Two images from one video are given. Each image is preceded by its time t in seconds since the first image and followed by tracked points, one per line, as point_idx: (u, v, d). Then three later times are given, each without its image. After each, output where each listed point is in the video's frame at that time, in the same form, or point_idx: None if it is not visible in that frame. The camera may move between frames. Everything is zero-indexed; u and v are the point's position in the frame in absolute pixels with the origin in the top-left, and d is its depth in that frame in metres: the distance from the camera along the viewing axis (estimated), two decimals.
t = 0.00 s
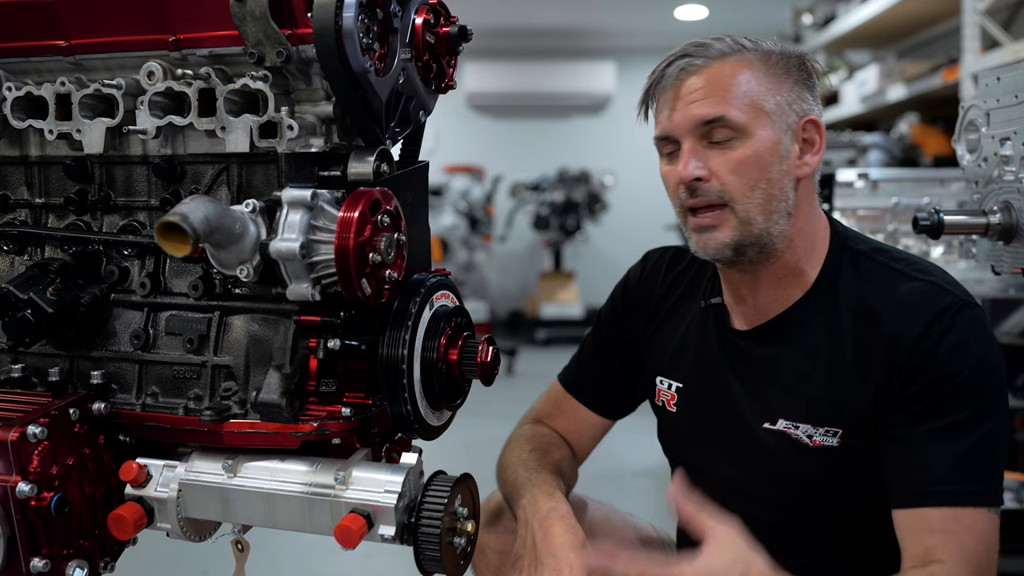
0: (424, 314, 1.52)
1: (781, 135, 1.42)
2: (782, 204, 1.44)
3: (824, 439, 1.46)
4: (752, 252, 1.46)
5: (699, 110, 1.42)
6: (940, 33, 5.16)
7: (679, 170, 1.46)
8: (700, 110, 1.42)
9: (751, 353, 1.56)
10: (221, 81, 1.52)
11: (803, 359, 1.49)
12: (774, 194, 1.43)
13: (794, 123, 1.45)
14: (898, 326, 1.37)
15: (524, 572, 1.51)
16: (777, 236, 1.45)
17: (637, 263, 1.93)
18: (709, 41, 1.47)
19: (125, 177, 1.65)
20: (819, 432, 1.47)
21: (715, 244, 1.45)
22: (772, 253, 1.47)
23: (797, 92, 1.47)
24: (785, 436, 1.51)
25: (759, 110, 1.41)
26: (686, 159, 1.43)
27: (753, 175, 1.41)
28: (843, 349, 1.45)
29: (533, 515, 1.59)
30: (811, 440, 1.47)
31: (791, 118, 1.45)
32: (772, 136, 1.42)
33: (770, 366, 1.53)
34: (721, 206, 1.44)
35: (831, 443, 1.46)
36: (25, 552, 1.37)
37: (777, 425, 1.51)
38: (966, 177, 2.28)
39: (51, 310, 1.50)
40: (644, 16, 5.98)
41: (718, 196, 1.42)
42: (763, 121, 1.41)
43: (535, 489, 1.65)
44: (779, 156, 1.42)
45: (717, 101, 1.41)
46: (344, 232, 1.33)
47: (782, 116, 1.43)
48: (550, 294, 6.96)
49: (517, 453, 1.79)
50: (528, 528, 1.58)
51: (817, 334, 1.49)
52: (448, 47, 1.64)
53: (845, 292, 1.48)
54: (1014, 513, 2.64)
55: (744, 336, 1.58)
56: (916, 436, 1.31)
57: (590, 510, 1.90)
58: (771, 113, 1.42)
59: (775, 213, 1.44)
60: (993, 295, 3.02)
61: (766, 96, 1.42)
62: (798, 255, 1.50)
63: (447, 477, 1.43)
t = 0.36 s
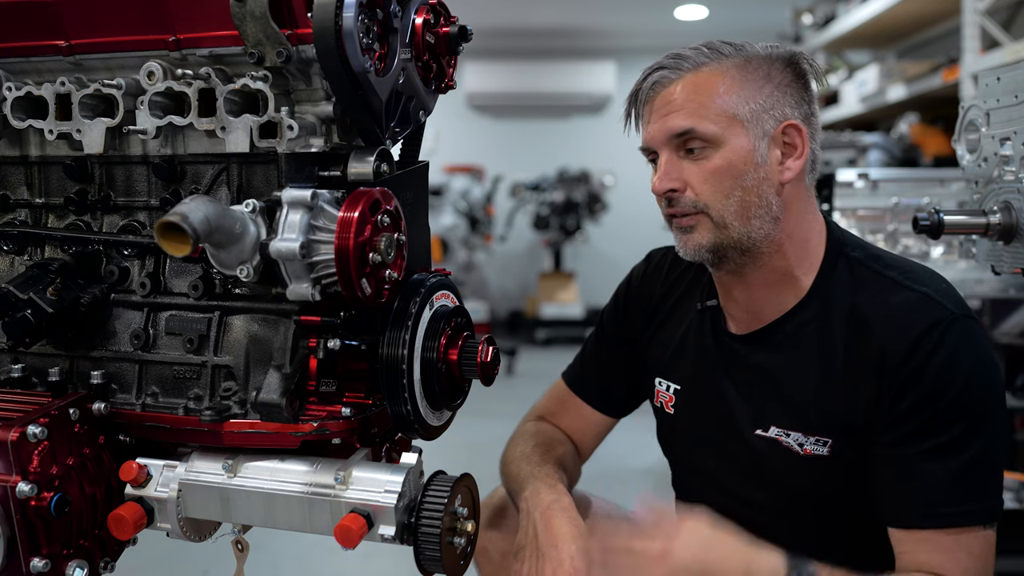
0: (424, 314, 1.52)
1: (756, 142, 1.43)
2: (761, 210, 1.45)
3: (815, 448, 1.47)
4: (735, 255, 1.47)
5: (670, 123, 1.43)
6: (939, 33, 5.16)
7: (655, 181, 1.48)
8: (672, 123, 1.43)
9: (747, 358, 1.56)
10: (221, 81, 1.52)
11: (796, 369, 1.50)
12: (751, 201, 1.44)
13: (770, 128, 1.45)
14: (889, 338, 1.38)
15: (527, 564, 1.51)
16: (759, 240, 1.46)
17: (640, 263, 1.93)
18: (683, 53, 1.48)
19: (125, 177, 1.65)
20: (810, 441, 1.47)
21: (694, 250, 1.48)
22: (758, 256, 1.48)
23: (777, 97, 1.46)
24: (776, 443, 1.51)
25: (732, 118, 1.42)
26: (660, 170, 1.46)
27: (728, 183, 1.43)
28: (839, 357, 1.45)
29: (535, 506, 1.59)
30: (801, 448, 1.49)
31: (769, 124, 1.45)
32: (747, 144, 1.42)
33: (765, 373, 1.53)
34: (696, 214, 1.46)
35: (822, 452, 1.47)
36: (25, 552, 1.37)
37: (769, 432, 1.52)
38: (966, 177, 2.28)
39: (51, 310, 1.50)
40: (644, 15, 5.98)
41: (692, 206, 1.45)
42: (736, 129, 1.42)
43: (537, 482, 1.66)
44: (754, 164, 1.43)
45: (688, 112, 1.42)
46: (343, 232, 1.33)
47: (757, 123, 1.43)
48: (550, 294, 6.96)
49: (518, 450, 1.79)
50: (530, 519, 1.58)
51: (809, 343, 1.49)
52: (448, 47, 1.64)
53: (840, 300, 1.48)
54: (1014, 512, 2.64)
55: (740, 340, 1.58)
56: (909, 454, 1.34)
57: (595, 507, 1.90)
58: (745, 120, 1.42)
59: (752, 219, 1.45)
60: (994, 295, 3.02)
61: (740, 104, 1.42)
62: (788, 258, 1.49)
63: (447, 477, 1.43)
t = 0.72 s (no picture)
0: (424, 314, 1.52)
1: (752, 141, 1.43)
2: (757, 208, 1.46)
3: (819, 443, 1.48)
4: (733, 253, 1.48)
5: (669, 121, 1.45)
6: (939, 33, 5.16)
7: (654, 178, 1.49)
8: (670, 120, 1.44)
9: (749, 355, 1.57)
10: (221, 81, 1.52)
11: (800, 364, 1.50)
12: (748, 200, 1.45)
13: (768, 127, 1.45)
14: (892, 331, 1.38)
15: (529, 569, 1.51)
16: (757, 238, 1.47)
17: (638, 264, 1.93)
18: (683, 53, 1.49)
19: (125, 177, 1.65)
20: (815, 435, 1.48)
21: (691, 247, 1.49)
22: (757, 254, 1.49)
23: (775, 95, 1.46)
24: (780, 439, 1.52)
25: (729, 116, 1.43)
26: (657, 168, 1.47)
27: (724, 181, 1.44)
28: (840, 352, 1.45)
29: (535, 511, 1.58)
30: (806, 443, 1.49)
31: (766, 123, 1.45)
32: (743, 142, 1.43)
33: (767, 371, 1.54)
34: (693, 212, 1.47)
35: (826, 447, 1.48)
36: (25, 552, 1.37)
37: (774, 428, 1.53)
38: (966, 177, 2.28)
39: (51, 310, 1.50)
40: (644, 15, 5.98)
41: (689, 203, 1.46)
42: (733, 128, 1.43)
43: (536, 486, 1.65)
44: (750, 162, 1.43)
45: (685, 111, 1.44)
46: (344, 232, 1.33)
47: (755, 121, 1.44)
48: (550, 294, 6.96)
49: (517, 452, 1.78)
50: (530, 525, 1.57)
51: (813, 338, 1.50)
52: (448, 47, 1.64)
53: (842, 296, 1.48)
54: (1013, 512, 2.64)
55: (743, 338, 1.58)
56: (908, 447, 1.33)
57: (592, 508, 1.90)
58: (742, 118, 1.43)
59: (749, 217, 1.46)
60: (993, 295, 3.03)
61: (737, 103, 1.43)
62: (789, 255, 1.50)
63: (447, 477, 1.43)
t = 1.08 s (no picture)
0: (424, 314, 1.52)
1: (747, 140, 1.44)
2: (754, 207, 1.46)
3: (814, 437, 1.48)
4: (731, 252, 1.49)
5: (663, 124, 1.45)
6: (939, 33, 5.16)
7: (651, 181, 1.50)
8: (664, 122, 1.45)
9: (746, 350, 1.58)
10: (221, 81, 1.52)
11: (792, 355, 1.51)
12: (744, 199, 1.45)
13: (762, 125, 1.45)
14: (883, 320, 1.40)
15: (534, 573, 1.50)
16: (753, 236, 1.48)
17: (638, 264, 1.93)
18: (676, 55, 1.50)
19: (125, 177, 1.65)
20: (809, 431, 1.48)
21: (689, 248, 1.50)
22: (755, 251, 1.52)
23: (769, 94, 1.46)
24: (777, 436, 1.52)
25: (722, 117, 1.43)
26: (654, 171, 1.48)
27: (720, 181, 1.44)
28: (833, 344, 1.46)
29: (539, 514, 1.58)
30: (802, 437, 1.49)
31: (760, 121, 1.45)
32: (737, 142, 1.43)
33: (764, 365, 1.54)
34: (690, 214, 1.48)
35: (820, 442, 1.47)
36: (25, 553, 1.37)
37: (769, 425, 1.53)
38: (966, 177, 2.28)
39: (51, 310, 1.50)
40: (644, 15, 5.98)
41: (686, 205, 1.46)
42: (727, 128, 1.43)
43: (540, 488, 1.65)
44: (745, 161, 1.44)
45: (679, 113, 1.44)
46: (344, 232, 1.33)
47: (748, 120, 1.44)
48: (550, 294, 6.96)
49: (519, 455, 1.78)
50: (534, 529, 1.57)
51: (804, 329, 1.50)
52: (448, 47, 1.64)
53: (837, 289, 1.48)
54: (1013, 512, 2.64)
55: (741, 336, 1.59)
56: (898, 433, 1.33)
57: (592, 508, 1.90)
58: (735, 118, 1.43)
59: (745, 216, 1.47)
60: (994, 295, 3.03)
61: (730, 103, 1.43)
62: (786, 253, 1.53)
63: (447, 477, 1.43)
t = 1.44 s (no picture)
0: (424, 314, 1.52)
1: (722, 151, 1.43)
2: (736, 217, 1.46)
3: (811, 446, 1.48)
4: (722, 264, 1.49)
5: (636, 143, 1.45)
6: (939, 33, 5.16)
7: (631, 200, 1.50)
8: (637, 142, 1.45)
9: (743, 358, 1.57)
10: (221, 81, 1.52)
11: (791, 367, 1.50)
12: (725, 210, 1.45)
13: (737, 135, 1.44)
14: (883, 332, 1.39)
15: (535, 560, 1.50)
16: (740, 246, 1.47)
17: (639, 266, 1.93)
18: (645, 72, 1.49)
19: (125, 177, 1.65)
20: (807, 439, 1.48)
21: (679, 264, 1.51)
22: (744, 263, 1.50)
23: (739, 103, 1.45)
24: (773, 443, 1.52)
25: (694, 130, 1.42)
26: (632, 190, 1.48)
27: (699, 195, 1.44)
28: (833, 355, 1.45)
29: (540, 503, 1.59)
30: (799, 447, 1.49)
31: (735, 131, 1.44)
32: (713, 154, 1.42)
33: (762, 375, 1.54)
34: (675, 229, 1.48)
35: (819, 451, 1.47)
36: (25, 552, 1.37)
37: (766, 432, 1.53)
38: (966, 177, 2.28)
39: (51, 310, 1.50)
40: (644, 15, 5.98)
41: (669, 221, 1.46)
42: (700, 141, 1.42)
43: (540, 479, 1.65)
44: (722, 172, 1.43)
45: (650, 131, 1.44)
46: (344, 232, 1.33)
47: (722, 131, 1.43)
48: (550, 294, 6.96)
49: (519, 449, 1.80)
50: (535, 517, 1.58)
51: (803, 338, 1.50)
52: (448, 47, 1.64)
53: (833, 298, 1.48)
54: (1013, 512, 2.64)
55: (737, 342, 1.58)
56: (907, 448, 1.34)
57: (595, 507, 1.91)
58: (708, 131, 1.42)
59: (729, 226, 1.46)
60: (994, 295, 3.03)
61: (701, 116, 1.42)
62: (775, 260, 1.51)
63: (448, 477, 1.43)
